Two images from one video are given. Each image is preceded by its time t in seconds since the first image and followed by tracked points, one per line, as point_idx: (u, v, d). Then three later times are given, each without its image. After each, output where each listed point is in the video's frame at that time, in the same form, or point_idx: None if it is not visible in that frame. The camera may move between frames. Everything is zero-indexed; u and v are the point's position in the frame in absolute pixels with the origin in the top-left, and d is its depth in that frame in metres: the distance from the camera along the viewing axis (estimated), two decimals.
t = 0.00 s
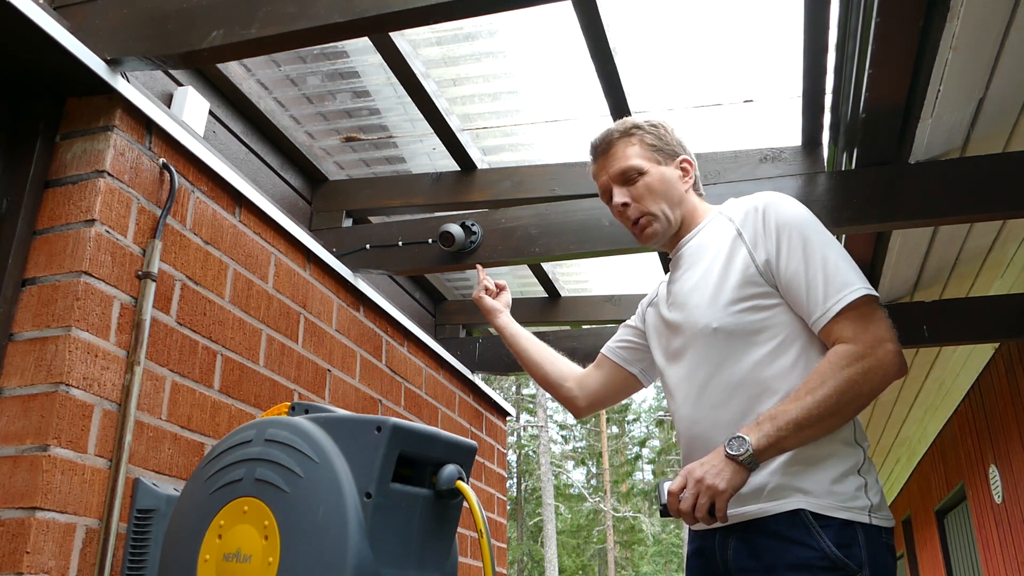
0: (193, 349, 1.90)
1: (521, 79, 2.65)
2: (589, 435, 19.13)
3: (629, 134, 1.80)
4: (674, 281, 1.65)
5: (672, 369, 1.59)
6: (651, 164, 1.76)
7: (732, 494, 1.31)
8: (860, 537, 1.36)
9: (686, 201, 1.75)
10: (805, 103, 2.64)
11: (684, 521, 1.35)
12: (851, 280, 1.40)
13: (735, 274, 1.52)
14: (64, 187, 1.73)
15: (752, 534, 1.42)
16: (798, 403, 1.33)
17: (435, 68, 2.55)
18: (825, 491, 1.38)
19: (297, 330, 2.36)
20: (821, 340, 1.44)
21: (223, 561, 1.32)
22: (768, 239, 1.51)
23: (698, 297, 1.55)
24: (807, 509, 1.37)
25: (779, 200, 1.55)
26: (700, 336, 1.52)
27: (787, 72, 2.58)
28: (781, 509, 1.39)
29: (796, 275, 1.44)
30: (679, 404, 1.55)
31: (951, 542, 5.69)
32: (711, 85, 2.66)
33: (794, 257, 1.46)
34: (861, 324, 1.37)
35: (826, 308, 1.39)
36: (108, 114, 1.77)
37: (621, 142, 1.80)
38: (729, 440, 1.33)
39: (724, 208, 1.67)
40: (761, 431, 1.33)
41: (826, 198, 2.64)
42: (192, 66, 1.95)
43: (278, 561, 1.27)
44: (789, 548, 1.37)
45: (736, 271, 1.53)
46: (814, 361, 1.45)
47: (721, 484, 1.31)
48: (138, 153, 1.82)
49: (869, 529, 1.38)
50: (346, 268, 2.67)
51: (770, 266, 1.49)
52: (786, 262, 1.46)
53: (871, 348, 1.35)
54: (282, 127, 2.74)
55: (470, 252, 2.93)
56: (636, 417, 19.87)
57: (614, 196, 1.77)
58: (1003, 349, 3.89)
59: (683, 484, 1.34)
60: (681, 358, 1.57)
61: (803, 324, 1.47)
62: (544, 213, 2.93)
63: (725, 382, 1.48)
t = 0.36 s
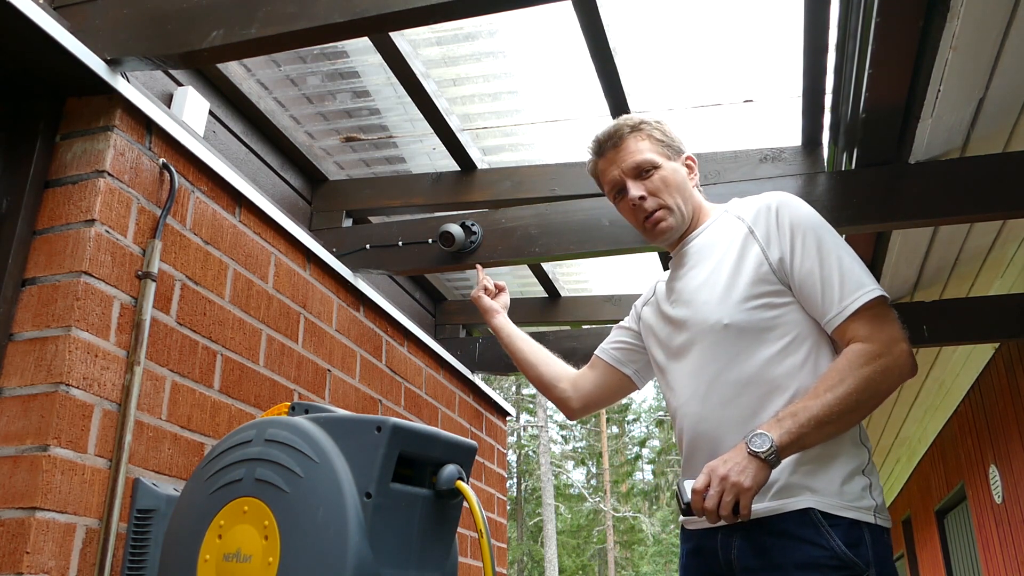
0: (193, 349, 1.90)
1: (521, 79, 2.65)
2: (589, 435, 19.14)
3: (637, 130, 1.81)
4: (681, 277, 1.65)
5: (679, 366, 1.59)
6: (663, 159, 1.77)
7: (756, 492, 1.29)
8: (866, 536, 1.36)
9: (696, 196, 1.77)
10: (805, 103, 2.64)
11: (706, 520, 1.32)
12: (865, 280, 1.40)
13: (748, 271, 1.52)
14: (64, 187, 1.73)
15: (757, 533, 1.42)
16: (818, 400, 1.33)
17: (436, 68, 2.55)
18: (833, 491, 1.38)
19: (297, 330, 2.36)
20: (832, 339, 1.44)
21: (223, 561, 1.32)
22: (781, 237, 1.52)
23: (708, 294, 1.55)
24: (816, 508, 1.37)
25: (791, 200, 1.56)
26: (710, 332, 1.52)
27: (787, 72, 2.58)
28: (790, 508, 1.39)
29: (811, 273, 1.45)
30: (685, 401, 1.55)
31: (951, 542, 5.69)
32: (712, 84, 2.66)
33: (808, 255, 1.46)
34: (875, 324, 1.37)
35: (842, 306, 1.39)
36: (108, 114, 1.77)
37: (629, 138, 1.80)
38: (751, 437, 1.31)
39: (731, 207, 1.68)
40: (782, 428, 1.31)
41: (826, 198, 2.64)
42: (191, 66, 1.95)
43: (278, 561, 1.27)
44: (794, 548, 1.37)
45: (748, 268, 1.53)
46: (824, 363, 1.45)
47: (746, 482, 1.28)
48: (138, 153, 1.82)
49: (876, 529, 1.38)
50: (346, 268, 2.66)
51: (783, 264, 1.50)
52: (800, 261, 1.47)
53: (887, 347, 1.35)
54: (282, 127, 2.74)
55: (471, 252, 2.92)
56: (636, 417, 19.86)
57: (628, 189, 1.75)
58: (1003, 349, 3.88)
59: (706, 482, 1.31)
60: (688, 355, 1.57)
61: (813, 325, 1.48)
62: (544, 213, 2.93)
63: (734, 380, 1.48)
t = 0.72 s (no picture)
0: (193, 349, 1.90)
1: (521, 80, 2.65)
2: (589, 435, 19.14)
3: (617, 137, 1.82)
4: (680, 278, 1.64)
5: (677, 367, 1.59)
6: (631, 169, 1.77)
7: (754, 494, 1.30)
8: (862, 537, 1.37)
9: (669, 204, 1.74)
10: (805, 103, 2.64)
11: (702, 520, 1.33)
12: (865, 285, 1.41)
13: (748, 273, 1.52)
14: (64, 187, 1.73)
15: (754, 533, 1.42)
16: (817, 403, 1.33)
17: (435, 68, 2.55)
18: (829, 491, 1.39)
19: (297, 330, 2.36)
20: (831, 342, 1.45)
21: (223, 561, 1.32)
22: (783, 240, 1.51)
23: (707, 295, 1.55)
24: (812, 508, 1.37)
25: (793, 203, 1.55)
26: (709, 334, 1.52)
27: (787, 72, 2.58)
28: (786, 508, 1.39)
29: (812, 277, 1.45)
30: (682, 403, 1.54)
31: (951, 542, 5.69)
32: (711, 84, 2.66)
33: (809, 260, 1.46)
34: (875, 329, 1.38)
35: (843, 311, 1.39)
36: (109, 114, 1.77)
37: (608, 148, 1.83)
38: (749, 439, 1.32)
39: (732, 208, 1.67)
40: (780, 431, 1.32)
41: (826, 198, 2.64)
42: (191, 66, 1.95)
43: (278, 561, 1.27)
44: (791, 548, 1.37)
45: (748, 271, 1.52)
46: (822, 368, 1.46)
47: (744, 484, 1.29)
48: (138, 153, 1.82)
49: (872, 529, 1.39)
50: (346, 268, 2.66)
51: (784, 268, 1.49)
52: (802, 265, 1.47)
53: (886, 352, 1.36)
54: (282, 127, 2.74)
55: (471, 252, 2.92)
56: (636, 417, 19.85)
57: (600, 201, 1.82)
58: (1003, 349, 3.88)
59: (704, 484, 1.32)
60: (686, 356, 1.56)
61: (812, 329, 1.49)
62: (544, 213, 2.93)
63: (733, 382, 1.48)
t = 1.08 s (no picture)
0: (193, 349, 1.90)
1: (521, 80, 2.65)
2: (589, 435, 19.14)
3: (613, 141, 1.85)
4: (677, 282, 1.65)
5: (675, 370, 1.60)
6: (623, 173, 1.80)
7: (740, 503, 1.31)
8: (855, 538, 1.36)
9: (659, 206, 1.76)
10: (805, 103, 2.64)
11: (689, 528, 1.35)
12: (859, 291, 1.39)
13: (742, 279, 1.51)
14: (64, 187, 1.73)
15: (748, 533, 1.42)
16: (806, 412, 1.33)
17: (435, 68, 2.55)
18: (821, 492, 1.39)
19: (297, 330, 2.36)
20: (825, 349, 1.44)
21: (223, 561, 1.32)
22: (777, 245, 1.50)
23: (702, 301, 1.55)
24: (803, 510, 1.37)
25: (789, 206, 1.53)
26: (702, 340, 1.52)
27: (787, 72, 2.58)
28: (778, 510, 1.39)
29: (805, 283, 1.44)
30: (678, 406, 1.56)
31: (951, 542, 5.69)
32: (711, 84, 2.66)
33: (803, 266, 1.45)
34: (869, 336, 1.37)
35: (835, 318, 1.38)
36: (108, 115, 1.77)
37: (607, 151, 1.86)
38: (736, 448, 1.33)
39: (731, 209, 1.66)
40: (768, 440, 1.32)
41: (826, 198, 2.64)
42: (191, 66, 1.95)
43: (278, 561, 1.27)
44: (786, 549, 1.37)
45: (743, 276, 1.52)
46: (816, 373, 1.45)
47: (729, 493, 1.30)
48: (138, 153, 1.82)
49: (865, 530, 1.38)
50: (346, 268, 2.66)
51: (778, 273, 1.48)
52: (795, 271, 1.46)
53: (878, 360, 1.35)
54: (282, 127, 2.74)
55: (470, 253, 2.92)
56: (636, 417, 19.85)
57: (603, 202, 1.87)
58: (1003, 349, 3.88)
59: (690, 492, 1.33)
60: (682, 360, 1.57)
61: (808, 333, 1.48)
62: (544, 213, 2.93)
63: (726, 388, 1.48)
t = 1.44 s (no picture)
0: (193, 349, 1.90)
1: (521, 79, 2.65)
2: (589, 435, 19.14)
3: (629, 128, 1.82)
4: (677, 280, 1.64)
5: (673, 369, 1.60)
6: (638, 161, 1.77)
7: (736, 501, 1.32)
8: (852, 538, 1.36)
9: (671, 199, 1.74)
10: (805, 102, 2.64)
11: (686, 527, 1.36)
12: (856, 289, 1.39)
13: (740, 278, 1.51)
14: (64, 187, 1.73)
15: (745, 533, 1.42)
16: (802, 411, 1.33)
17: (436, 68, 2.55)
18: (819, 493, 1.39)
19: (297, 330, 2.36)
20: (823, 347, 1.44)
21: (223, 561, 1.32)
22: (776, 243, 1.50)
23: (701, 299, 1.55)
24: (801, 510, 1.37)
25: (788, 204, 1.53)
26: (701, 338, 1.52)
27: (788, 72, 2.58)
28: (775, 511, 1.39)
29: (802, 281, 1.44)
30: (677, 404, 1.55)
31: (951, 543, 5.69)
32: (711, 84, 2.66)
33: (801, 264, 1.45)
34: (866, 334, 1.37)
35: (832, 316, 1.38)
36: (108, 115, 1.77)
37: (620, 139, 1.84)
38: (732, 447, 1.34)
39: (731, 207, 1.66)
40: (765, 439, 1.33)
41: (826, 198, 2.64)
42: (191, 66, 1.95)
43: (278, 561, 1.27)
44: (783, 549, 1.38)
45: (741, 274, 1.52)
46: (814, 372, 1.45)
47: (724, 491, 1.31)
48: (138, 153, 1.82)
49: (863, 529, 1.38)
50: (346, 268, 2.66)
51: (775, 271, 1.48)
52: (793, 269, 1.45)
53: (876, 358, 1.35)
54: (282, 127, 2.74)
55: (471, 253, 2.92)
56: (636, 417, 19.85)
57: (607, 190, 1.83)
58: (1003, 349, 3.88)
59: (686, 491, 1.34)
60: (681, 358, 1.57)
61: (806, 331, 1.48)
62: (544, 213, 2.93)
63: (724, 386, 1.48)
